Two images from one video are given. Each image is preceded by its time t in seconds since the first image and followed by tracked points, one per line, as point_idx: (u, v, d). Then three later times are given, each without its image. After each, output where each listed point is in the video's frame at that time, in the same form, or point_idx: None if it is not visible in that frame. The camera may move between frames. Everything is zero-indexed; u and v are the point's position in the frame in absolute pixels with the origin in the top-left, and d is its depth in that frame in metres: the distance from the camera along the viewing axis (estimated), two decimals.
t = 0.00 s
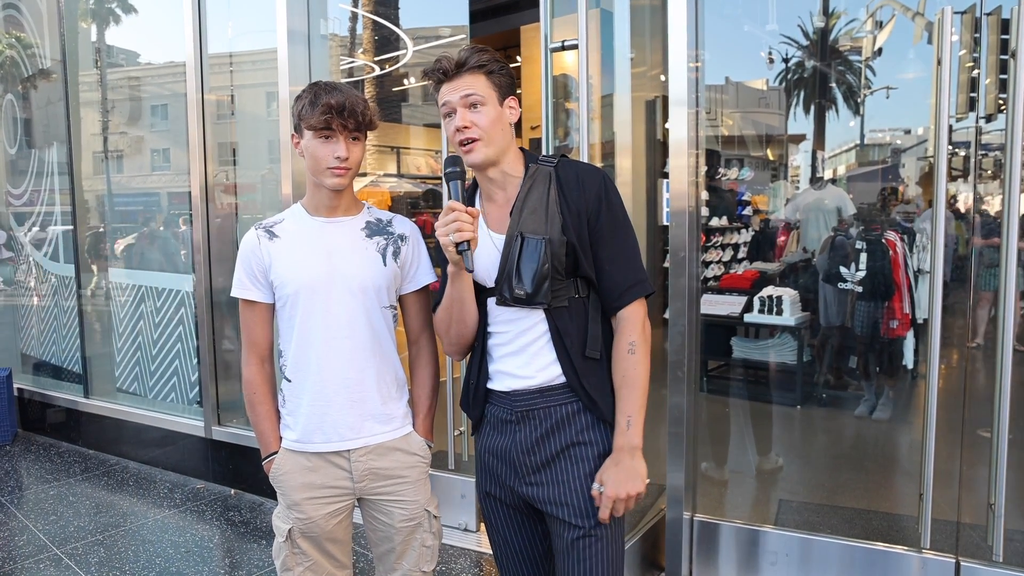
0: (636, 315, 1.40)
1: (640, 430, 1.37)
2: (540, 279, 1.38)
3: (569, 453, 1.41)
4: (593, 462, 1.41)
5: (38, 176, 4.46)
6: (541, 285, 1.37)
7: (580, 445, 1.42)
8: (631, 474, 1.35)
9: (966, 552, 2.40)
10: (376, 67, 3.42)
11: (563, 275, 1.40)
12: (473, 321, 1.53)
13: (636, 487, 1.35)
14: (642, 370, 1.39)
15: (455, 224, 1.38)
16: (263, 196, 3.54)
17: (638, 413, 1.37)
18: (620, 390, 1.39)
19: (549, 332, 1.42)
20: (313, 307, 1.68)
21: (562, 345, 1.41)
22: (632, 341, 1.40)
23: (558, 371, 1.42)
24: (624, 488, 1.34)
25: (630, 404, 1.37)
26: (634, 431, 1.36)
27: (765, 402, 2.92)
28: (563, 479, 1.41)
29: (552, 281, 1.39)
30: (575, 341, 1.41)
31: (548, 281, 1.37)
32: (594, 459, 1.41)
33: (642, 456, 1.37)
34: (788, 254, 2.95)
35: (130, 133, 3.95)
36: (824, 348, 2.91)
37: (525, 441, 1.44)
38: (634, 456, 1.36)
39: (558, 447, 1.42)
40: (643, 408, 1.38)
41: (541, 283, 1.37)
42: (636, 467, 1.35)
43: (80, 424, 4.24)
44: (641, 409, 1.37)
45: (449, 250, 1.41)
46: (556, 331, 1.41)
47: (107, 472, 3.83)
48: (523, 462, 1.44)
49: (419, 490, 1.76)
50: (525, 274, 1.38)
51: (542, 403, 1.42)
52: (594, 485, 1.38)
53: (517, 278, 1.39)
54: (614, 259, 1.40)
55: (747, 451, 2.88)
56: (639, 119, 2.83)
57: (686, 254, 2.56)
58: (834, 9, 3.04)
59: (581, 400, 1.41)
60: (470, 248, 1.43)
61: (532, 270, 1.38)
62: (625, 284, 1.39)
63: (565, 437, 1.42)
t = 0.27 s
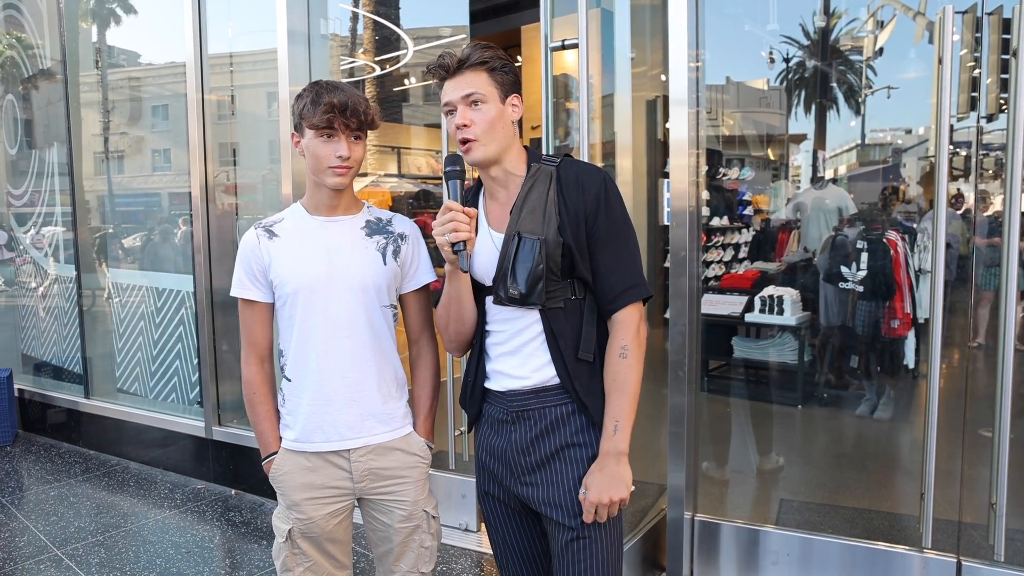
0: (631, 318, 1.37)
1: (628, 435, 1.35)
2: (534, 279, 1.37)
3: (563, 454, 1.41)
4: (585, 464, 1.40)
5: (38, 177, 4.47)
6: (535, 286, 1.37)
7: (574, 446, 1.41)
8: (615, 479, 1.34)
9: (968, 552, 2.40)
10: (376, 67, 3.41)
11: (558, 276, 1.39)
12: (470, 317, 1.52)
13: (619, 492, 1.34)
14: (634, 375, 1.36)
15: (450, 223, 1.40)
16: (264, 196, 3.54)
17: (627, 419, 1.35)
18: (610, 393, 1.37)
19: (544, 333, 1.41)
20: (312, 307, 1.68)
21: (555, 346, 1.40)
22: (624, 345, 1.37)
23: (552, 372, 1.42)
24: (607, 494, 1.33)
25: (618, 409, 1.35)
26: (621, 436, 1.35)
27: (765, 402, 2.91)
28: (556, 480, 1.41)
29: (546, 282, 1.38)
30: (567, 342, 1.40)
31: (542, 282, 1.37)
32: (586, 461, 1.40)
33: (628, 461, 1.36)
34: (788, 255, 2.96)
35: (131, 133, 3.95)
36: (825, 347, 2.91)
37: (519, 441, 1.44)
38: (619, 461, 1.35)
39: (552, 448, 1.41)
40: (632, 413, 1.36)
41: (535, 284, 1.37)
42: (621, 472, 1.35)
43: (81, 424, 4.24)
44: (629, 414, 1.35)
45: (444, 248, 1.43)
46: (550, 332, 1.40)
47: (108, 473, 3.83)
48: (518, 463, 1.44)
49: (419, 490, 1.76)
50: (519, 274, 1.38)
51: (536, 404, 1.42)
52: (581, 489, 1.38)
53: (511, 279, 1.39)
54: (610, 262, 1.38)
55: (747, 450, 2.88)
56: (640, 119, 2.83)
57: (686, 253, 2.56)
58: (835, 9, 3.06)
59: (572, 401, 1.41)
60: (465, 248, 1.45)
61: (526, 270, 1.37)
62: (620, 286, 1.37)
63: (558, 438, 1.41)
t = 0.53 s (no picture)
0: (632, 318, 1.37)
1: (627, 436, 1.35)
2: (531, 280, 1.37)
3: (563, 454, 1.41)
4: (585, 464, 1.40)
5: (38, 179, 4.47)
6: (532, 286, 1.37)
7: (574, 446, 1.41)
8: (614, 480, 1.34)
9: (969, 552, 2.39)
10: (376, 67, 3.40)
11: (556, 276, 1.39)
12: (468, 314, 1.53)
13: (618, 493, 1.34)
14: (634, 375, 1.36)
15: (443, 227, 1.38)
16: (264, 198, 3.54)
17: (627, 419, 1.35)
18: (609, 394, 1.37)
19: (541, 333, 1.41)
20: (312, 306, 1.68)
21: (553, 347, 1.40)
22: (625, 346, 1.36)
23: (550, 372, 1.42)
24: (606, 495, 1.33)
25: (618, 410, 1.35)
26: (621, 436, 1.34)
27: (765, 402, 2.90)
28: (555, 480, 1.41)
29: (544, 282, 1.38)
30: (566, 342, 1.40)
31: (539, 283, 1.37)
32: (585, 461, 1.40)
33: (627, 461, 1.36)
34: (789, 254, 2.96)
35: (130, 134, 3.96)
36: (826, 347, 2.90)
37: (518, 440, 1.44)
38: (618, 462, 1.34)
39: (551, 447, 1.41)
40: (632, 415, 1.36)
41: (532, 285, 1.37)
42: (620, 472, 1.34)
43: (81, 425, 4.24)
44: (629, 415, 1.34)
45: (437, 251, 1.41)
46: (548, 332, 1.40)
47: (108, 474, 3.83)
48: (518, 462, 1.44)
49: (420, 490, 1.75)
50: (517, 275, 1.38)
51: (535, 403, 1.42)
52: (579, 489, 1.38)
53: (509, 279, 1.39)
54: (608, 262, 1.37)
55: (747, 450, 2.88)
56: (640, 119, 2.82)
57: (686, 253, 2.56)
58: (835, 9, 3.06)
59: (571, 401, 1.40)
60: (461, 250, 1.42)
61: (523, 271, 1.37)
62: (620, 287, 1.36)
63: (557, 438, 1.41)
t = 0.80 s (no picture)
0: (627, 314, 1.30)
1: (549, 391, 1.27)
2: (522, 281, 1.37)
3: (562, 451, 1.40)
4: (584, 461, 1.40)
5: (38, 177, 4.46)
6: (524, 288, 1.37)
7: (573, 444, 1.40)
8: (520, 417, 1.27)
9: (972, 549, 2.39)
10: (376, 66, 3.39)
11: (549, 277, 1.38)
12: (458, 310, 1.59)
13: (503, 426, 1.28)
14: (602, 357, 1.28)
15: (410, 238, 1.48)
16: (264, 196, 3.53)
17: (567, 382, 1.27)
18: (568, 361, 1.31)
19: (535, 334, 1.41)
20: (312, 303, 1.67)
21: (545, 346, 1.39)
22: (603, 325, 1.29)
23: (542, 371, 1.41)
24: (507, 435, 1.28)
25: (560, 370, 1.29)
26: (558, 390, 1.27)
27: (765, 400, 2.91)
28: (554, 477, 1.40)
29: (535, 283, 1.37)
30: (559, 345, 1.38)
31: (530, 285, 1.37)
32: (586, 458, 1.40)
33: (537, 414, 1.27)
34: (790, 252, 2.96)
35: (130, 132, 3.95)
36: (827, 345, 2.89)
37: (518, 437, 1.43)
38: (523, 405, 1.28)
39: (550, 445, 1.40)
40: (573, 386, 1.27)
41: (523, 286, 1.37)
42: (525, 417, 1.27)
43: (81, 423, 4.24)
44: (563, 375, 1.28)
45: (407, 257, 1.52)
46: (541, 334, 1.39)
47: (108, 472, 3.82)
48: (518, 459, 1.44)
49: (420, 488, 1.75)
50: (508, 276, 1.39)
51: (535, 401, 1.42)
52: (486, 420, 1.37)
53: (500, 279, 1.40)
54: (605, 262, 1.33)
55: (747, 448, 2.88)
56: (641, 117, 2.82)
57: (687, 251, 2.56)
58: (835, 7, 3.05)
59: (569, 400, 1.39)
60: (428, 259, 1.52)
61: (514, 272, 1.37)
62: (615, 289, 1.31)
63: (558, 436, 1.40)
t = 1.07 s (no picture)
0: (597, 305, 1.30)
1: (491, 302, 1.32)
2: (521, 281, 1.37)
3: (561, 454, 1.40)
4: (584, 464, 1.39)
5: (38, 181, 4.47)
6: (523, 287, 1.37)
7: (573, 446, 1.39)
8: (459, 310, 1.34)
9: (972, 554, 2.38)
10: (376, 70, 3.41)
11: (547, 277, 1.38)
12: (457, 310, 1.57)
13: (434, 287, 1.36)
14: (553, 314, 1.30)
15: (414, 241, 1.48)
16: (264, 199, 3.54)
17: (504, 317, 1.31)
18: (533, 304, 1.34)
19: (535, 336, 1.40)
20: (310, 305, 1.67)
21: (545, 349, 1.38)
22: (568, 295, 1.31)
23: (543, 373, 1.41)
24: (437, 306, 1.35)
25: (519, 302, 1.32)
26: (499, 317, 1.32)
27: (764, 403, 2.89)
28: (553, 479, 1.40)
29: (535, 284, 1.38)
30: (559, 348, 1.37)
31: (530, 285, 1.37)
32: (585, 461, 1.39)
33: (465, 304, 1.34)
34: (789, 255, 2.96)
35: (130, 136, 3.96)
36: (827, 349, 2.89)
37: (517, 439, 1.43)
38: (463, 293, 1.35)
39: (550, 448, 1.40)
40: (512, 318, 1.31)
41: (522, 286, 1.37)
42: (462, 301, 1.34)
43: (80, 427, 4.23)
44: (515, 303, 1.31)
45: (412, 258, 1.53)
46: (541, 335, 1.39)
47: (107, 476, 3.82)
48: (518, 461, 1.44)
49: (419, 490, 1.75)
50: (507, 275, 1.38)
51: (534, 403, 1.41)
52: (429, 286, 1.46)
53: (499, 280, 1.39)
54: (588, 254, 1.32)
55: (747, 452, 2.88)
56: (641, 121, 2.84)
57: (687, 254, 2.54)
58: (835, 12, 3.05)
59: (567, 403, 1.39)
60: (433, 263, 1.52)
61: (513, 272, 1.37)
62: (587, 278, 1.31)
63: (557, 439, 1.40)
